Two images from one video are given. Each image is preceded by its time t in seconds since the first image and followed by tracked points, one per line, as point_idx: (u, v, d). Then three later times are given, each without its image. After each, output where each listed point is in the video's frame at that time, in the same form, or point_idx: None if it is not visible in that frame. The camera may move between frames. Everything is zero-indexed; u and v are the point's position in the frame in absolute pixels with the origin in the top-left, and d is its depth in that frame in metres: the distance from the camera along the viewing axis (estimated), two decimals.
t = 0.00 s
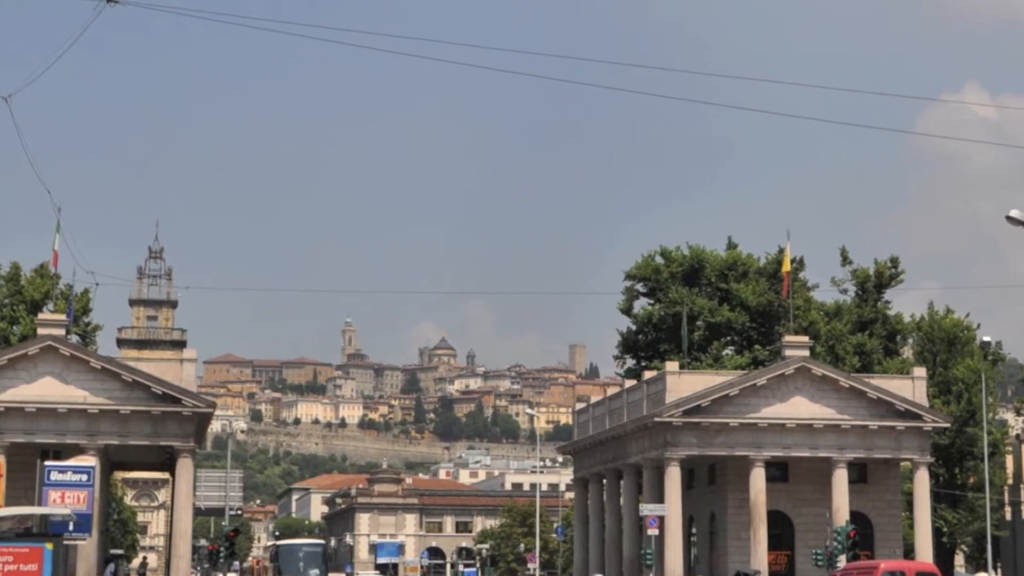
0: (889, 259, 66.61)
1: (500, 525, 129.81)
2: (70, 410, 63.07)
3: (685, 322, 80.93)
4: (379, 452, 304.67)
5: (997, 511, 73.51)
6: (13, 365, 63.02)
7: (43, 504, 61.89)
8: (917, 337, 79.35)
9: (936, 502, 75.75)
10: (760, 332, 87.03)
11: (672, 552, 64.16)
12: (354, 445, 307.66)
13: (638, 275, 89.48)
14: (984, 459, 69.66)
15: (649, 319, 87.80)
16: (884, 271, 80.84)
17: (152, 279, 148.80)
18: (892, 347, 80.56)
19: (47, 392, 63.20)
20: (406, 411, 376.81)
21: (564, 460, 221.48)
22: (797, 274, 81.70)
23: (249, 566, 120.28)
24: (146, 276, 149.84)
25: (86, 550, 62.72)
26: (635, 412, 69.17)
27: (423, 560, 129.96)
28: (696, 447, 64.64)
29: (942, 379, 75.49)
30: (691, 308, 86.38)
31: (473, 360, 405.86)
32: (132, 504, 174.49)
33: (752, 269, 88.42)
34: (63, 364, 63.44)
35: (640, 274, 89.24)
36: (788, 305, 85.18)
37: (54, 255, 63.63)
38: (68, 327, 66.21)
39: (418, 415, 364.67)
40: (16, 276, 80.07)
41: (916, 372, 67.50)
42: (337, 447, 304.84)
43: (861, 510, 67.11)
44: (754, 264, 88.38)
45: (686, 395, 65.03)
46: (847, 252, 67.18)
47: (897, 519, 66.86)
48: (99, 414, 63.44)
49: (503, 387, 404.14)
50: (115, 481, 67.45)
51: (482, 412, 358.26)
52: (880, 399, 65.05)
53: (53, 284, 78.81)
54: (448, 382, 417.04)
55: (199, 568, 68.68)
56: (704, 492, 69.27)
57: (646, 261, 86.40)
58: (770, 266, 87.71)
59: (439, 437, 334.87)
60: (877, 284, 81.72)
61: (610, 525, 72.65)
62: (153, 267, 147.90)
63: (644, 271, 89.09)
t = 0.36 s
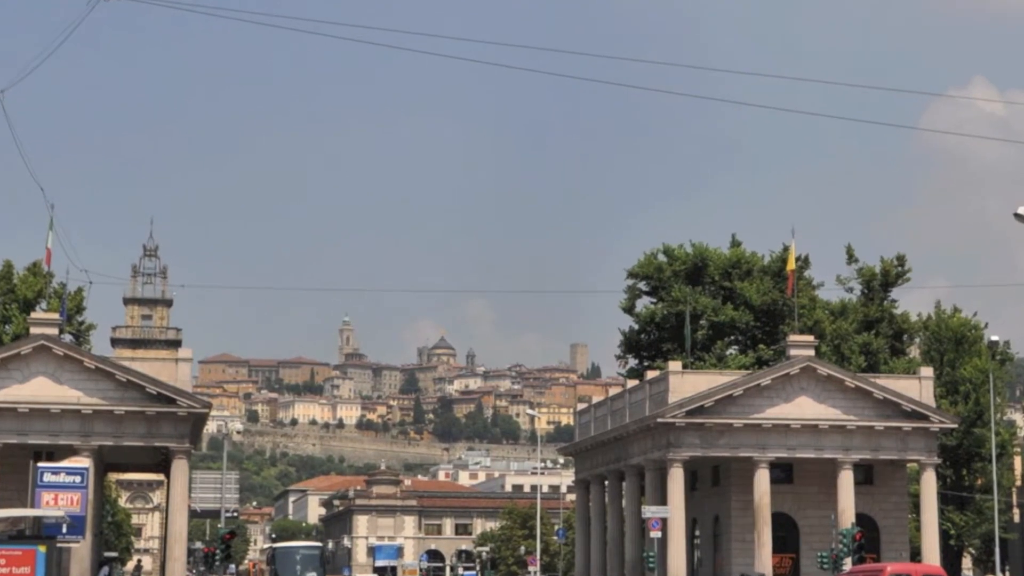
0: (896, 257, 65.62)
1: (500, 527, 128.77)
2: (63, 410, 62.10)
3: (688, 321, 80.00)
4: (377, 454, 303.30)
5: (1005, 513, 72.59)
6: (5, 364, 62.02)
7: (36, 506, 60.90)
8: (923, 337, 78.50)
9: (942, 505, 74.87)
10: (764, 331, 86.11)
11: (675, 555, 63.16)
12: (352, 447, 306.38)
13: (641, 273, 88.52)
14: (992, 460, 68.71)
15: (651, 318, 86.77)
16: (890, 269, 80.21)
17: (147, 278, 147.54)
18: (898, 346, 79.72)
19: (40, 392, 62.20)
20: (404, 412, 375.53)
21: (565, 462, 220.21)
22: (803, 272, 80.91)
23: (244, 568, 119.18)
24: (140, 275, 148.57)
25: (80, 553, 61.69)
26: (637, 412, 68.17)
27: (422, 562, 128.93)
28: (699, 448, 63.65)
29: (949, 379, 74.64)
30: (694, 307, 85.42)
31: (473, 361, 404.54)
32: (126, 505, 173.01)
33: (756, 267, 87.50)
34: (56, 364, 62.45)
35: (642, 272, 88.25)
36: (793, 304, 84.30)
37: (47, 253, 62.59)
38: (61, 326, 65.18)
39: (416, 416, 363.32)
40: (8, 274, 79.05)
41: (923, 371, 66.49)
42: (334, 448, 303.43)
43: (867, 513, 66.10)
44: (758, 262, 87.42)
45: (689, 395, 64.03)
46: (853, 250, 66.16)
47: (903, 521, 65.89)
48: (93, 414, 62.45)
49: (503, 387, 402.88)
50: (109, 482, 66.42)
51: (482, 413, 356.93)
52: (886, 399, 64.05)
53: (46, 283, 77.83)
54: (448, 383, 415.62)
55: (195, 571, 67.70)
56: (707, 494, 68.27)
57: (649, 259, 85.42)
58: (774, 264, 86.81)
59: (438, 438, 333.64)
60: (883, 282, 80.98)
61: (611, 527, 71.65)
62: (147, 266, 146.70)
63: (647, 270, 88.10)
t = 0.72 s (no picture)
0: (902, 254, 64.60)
1: (500, 530, 127.81)
2: (56, 411, 61.12)
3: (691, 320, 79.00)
4: (375, 455, 301.97)
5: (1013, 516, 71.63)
6: None
7: (28, 508, 59.91)
8: (930, 336, 77.58)
9: (950, 507, 73.99)
10: (768, 330, 85.10)
11: (678, 558, 62.18)
12: (351, 448, 305.17)
13: (643, 272, 87.51)
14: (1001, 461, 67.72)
15: (653, 317, 85.75)
16: (896, 268, 79.49)
17: (141, 277, 146.58)
18: (905, 345, 78.80)
19: (33, 393, 61.23)
20: (403, 413, 374.25)
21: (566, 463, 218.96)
22: (808, 270, 80.01)
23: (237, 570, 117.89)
24: (134, 275, 147.38)
25: (73, 556, 60.72)
26: (640, 413, 67.13)
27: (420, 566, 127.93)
28: (703, 449, 62.68)
29: (957, 379, 73.70)
30: (697, 306, 84.43)
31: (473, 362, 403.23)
32: (120, 508, 171.63)
33: (760, 265, 86.52)
34: (49, 364, 61.45)
35: (645, 270, 87.25)
36: (797, 302, 83.33)
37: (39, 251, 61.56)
38: (54, 326, 64.16)
39: (414, 417, 361.96)
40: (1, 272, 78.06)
41: (930, 371, 65.46)
42: (332, 450, 302.13)
43: (873, 515, 65.10)
44: (762, 261, 86.45)
45: (692, 396, 63.04)
46: (859, 248, 65.13)
47: (909, 524, 64.90)
48: (87, 415, 61.47)
49: (504, 387, 401.55)
50: (103, 484, 65.42)
51: (482, 414, 355.59)
52: (892, 399, 63.07)
53: (39, 282, 76.89)
54: (448, 383, 414.42)
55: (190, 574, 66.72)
56: (711, 496, 67.26)
57: (651, 257, 84.37)
58: (778, 262, 85.86)
59: (437, 439, 332.37)
60: (889, 281, 80.12)
61: (614, 529, 70.63)
62: (142, 266, 145.69)
63: (649, 268, 87.08)
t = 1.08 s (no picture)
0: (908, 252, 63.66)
1: (500, 532, 126.91)
2: (49, 411, 60.22)
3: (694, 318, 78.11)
4: (373, 456, 300.84)
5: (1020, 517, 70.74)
6: None
7: (21, 510, 58.91)
8: (937, 336, 76.82)
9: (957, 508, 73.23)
10: (772, 329, 84.19)
11: (680, 560, 61.24)
12: (349, 449, 304.10)
13: (646, 270, 86.63)
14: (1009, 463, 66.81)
15: (656, 316, 84.78)
16: (903, 266, 78.74)
17: (137, 276, 145.48)
18: (911, 345, 78.05)
19: (26, 393, 60.32)
20: (402, 413, 373.15)
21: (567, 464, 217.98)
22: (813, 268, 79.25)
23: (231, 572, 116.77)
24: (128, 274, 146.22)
25: (67, 558, 59.86)
26: (642, 413, 66.23)
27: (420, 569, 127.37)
28: (706, 450, 61.77)
29: (964, 379, 72.91)
30: (700, 305, 83.48)
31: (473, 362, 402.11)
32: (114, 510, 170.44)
33: (764, 263, 85.73)
34: (42, 363, 60.53)
35: (647, 269, 86.37)
36: (803, 301, 82.54)
37: (33, 249, 60.61)
38: (47, 325, 63.22)
39: (413, 417, 360.83)
40: None
41: (936, 371, 64.49)
42: (330, 451, 300.90)
43: (879, 517, 64.14)
44: (767, 259, 85.65)
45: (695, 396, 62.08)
46: (864, 246, 64.18)
47: (916, 526, 63.96)
48: (80, 416, 60.56)
49: (504, 387, 400.36)
50: (97, 485, 64.45)
51: (482, 415, 354.52)
52: (898, 399, 62.14)
53: (33, 280, 75.92)
54: (448, 383, 413.30)
55: None
56: (714, 497, 66.31)
57: (654, 256, 83.47)
58: (783, 260, 85.02)
59: (436, 441, 331.30)
60: (895, 279, 79.45)
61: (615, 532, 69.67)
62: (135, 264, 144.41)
63: (652, 266, 86.20)
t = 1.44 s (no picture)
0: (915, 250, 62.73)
1: (501, 534, 125.88)
2: (42, 412, 59.31)
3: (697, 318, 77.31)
4: (372, 457, 299.63)
5: None
6: None
7: (13, 512, 57.98)
8: (944, 335, 76.24)
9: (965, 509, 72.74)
10: (776, 328, 83.26)
11: (684, 563, 60.29)
12: (347, 451, 302.84)
13: (647, 269, 85.70)
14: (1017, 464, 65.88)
15: (659, 315, 83.83)
16: (909, 264, 78.03)
17: (132, 275, 144.09)
18: (917, 344, 77.37)
19: (19, 393, 59.40)
20: (402, 413, 372.01)
21: (568, 466, 216.97)
22: (818, 266, 78.53)
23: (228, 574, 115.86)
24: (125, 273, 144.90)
25: (62, 559, 59.00)
26: (644, 414, 65.30)
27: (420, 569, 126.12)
28: (709, 451, 60.85)
29: (971, 379, 72.29)
30: (704, 304, 82.56)
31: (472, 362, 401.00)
32: (109, 511, 169.37)
33: (769, 261, 84.97)
34: (36, 363, 59.63)
35: (649, 268, 85.45)
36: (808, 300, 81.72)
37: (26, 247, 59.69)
38: (41, 324, 62.29)
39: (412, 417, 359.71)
40: None
41: (943, 371, 63.55)
42: (327, 452, 299.70)
43: (885, 519, 63.22)
44: (771, 257, 84.95)
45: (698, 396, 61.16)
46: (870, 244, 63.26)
47: (922, 528, 63.04)
48: (74, 416, 59.65)
49: (504, 387, 399.55)
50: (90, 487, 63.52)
51: (482, 415, 353.26)
52: (905, 400, 61.19)
53: (26, 279, 74.92)
54: (447, 383, 412.44)
55: None
56: (718, 499, 65.37)
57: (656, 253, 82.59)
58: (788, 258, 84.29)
59: (435, 442, 330.20)
60: (902, 278, 78.76)
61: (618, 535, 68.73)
62: (131, 263, 143.28)
63: (654, 265, 85.28)
